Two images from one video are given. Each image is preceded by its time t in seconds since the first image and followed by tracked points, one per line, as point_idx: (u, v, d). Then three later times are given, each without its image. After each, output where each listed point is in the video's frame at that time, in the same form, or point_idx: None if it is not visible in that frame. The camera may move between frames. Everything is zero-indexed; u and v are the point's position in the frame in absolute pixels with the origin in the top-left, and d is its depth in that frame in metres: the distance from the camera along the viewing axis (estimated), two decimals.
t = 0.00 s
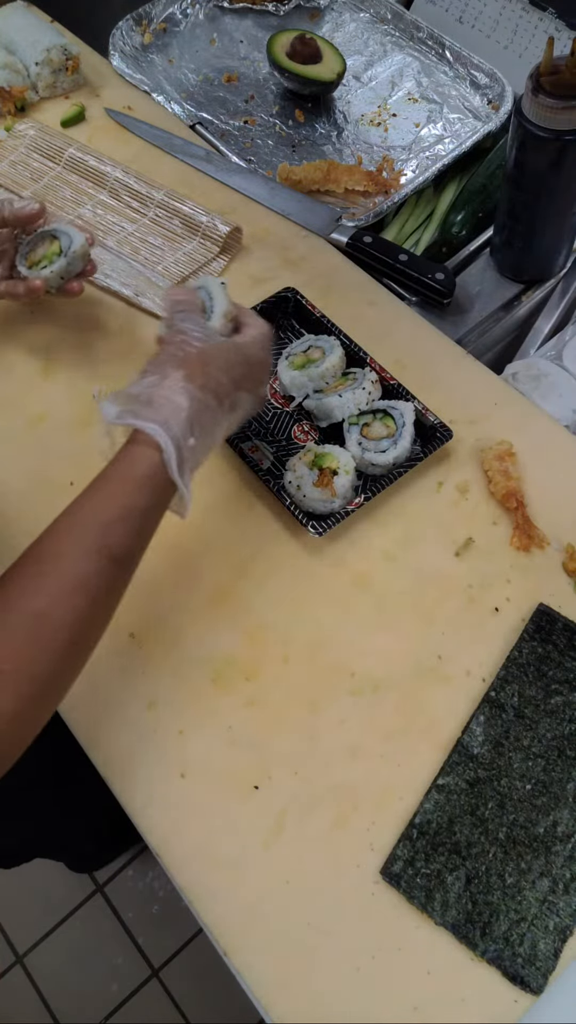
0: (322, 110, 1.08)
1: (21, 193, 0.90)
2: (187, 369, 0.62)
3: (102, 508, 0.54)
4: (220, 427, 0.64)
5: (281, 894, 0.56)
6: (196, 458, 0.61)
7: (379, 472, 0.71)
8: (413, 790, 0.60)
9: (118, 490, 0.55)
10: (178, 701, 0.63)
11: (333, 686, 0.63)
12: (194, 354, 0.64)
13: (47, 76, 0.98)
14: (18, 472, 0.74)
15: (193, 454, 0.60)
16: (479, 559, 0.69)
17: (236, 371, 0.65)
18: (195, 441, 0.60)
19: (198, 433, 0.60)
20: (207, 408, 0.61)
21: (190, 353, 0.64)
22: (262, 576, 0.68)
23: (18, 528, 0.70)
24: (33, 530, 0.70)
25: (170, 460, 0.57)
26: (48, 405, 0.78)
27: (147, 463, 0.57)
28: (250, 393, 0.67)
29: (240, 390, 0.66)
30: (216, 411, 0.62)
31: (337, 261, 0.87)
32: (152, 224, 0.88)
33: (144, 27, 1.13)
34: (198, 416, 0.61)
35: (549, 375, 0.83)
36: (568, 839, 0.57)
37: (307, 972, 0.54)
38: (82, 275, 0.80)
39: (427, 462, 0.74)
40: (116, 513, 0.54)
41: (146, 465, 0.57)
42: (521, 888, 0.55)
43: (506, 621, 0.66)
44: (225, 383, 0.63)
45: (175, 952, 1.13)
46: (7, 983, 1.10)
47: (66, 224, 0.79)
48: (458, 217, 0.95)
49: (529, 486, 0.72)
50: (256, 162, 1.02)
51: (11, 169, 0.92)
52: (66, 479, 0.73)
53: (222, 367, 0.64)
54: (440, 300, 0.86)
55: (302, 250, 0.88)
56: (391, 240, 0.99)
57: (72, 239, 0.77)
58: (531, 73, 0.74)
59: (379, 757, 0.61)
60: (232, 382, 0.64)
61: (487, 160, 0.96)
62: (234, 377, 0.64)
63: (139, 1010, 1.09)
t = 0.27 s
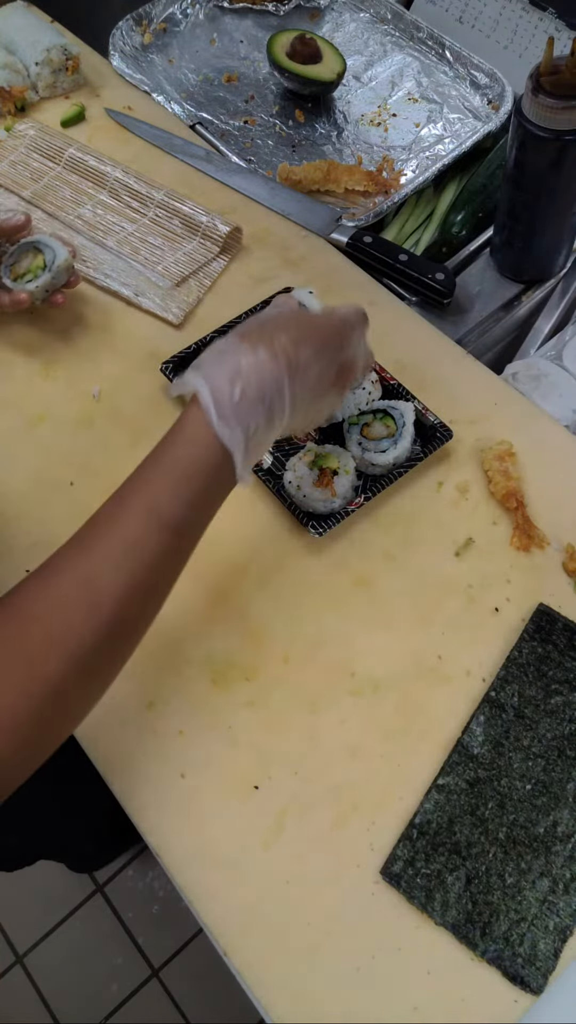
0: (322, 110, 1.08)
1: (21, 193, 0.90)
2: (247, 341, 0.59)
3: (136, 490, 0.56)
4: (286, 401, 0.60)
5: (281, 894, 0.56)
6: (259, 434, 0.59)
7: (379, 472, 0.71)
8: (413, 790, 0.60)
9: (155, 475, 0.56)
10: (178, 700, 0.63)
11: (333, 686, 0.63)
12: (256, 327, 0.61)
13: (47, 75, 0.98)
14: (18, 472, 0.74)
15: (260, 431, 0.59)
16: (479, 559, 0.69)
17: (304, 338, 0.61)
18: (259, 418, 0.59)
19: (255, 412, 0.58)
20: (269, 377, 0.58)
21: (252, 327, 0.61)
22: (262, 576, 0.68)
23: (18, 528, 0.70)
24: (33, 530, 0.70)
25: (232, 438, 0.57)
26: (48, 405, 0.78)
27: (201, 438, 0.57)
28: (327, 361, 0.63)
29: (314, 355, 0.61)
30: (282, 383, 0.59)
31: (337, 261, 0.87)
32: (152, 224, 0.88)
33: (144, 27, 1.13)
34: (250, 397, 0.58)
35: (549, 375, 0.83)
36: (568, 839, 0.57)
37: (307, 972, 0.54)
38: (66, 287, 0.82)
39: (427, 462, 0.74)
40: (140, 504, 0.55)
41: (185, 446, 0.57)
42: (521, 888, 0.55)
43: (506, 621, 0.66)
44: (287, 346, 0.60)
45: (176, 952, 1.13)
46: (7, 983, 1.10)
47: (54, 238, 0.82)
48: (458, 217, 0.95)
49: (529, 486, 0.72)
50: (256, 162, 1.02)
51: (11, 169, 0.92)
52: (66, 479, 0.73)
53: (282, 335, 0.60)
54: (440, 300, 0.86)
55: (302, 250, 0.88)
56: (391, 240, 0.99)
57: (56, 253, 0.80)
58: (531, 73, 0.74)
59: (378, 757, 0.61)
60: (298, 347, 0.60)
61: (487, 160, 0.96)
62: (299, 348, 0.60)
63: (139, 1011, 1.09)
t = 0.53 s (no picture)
0: (322, 110, 1.08)
1: (21, 193, 0.90)
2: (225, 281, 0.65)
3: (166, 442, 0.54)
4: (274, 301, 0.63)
5: (281, 894, 0.56)
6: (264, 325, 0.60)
7: (379, 472, 0.71)
8: (413, 790, 0.60)
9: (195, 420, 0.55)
10: (178, 700, 0.63)
11: (333, 686, 0.63)
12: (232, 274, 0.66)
13: (47, 76, 0.98)
14: (17, 472, 0.74)
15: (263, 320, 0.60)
16: (479, 559, 0.69)
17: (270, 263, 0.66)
18: (254, 310, 0.60)
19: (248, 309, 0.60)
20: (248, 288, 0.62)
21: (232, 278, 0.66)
22: (262, 577, 0.68)
23: (17, 528, 0.70)
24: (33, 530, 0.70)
25: (239, 329, 0.58)
26: (47, 405, 0.78)
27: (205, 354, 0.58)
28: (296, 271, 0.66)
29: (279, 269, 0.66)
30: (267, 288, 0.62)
31: (337, 260, 0.87)
32: (152, 224, 0.88)
33: (144, 27, 1.13)
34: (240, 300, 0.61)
35: (549, 375, 0.83)
36: (568, 840, 0.57)
37: (307, 972, 0.54)
38: (58, 299, 0.81)
39: (427, 462, 0.74)
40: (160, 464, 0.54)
41: (217, 408, 0.56)
42: (521, 888, 0.55)
43: (506, 621, 0.66)
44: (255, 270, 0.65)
45: (176, 952, 1.13)
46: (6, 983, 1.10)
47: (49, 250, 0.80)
48: (458, 217, 0.95)
49: (529, 486, 0.72)
50: (256, 163, 1.02)
51: (11, 169, 0.92)
52: (66, 479, 0.73)
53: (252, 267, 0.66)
54: (440, 300, 0.86)
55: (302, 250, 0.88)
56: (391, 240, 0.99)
57: (47, 267, 0.78)
58: (531, 73, 0.74)
59: (378, 757, 0.61)
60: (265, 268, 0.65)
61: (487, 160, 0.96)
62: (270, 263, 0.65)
63: (139, 1011, 1.09)
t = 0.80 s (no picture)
0: (322, 110, 1.08)
1: (21, 193, 0.90)
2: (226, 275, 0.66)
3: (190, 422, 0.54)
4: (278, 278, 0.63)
5: (281, 894, 0.56)
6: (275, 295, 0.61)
7: (379, 472, 0.71)
8: (413, 790, 0.60)
9: (211, 402, 0.55)
10: (178, 701, 0.63)
11: (333, 686, 0.63)
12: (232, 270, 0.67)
13: (47, 76, 0.98)
14: (17, 472, 0.74)
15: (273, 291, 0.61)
16: (479, 559, 0.69)
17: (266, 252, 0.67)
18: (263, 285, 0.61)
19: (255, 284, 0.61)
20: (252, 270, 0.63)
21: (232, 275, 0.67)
22: (262, 577, 0.68)
23: (17, 529, 0.70)
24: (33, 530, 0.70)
25: (250, 301, 0.59)
26: (47, 405, 0.78)
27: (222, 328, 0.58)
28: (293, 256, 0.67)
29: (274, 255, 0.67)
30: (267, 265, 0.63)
31: (337, 260, 0.87)
32: (152, 223, 0.88)
33: (144, 27, 1.13)
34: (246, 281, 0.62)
35: (549, 375, 0.83)
36: (568, 840, 0.57)
37: (307, 972, 0.54)
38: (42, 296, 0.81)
39: (427, 462, 0.74)
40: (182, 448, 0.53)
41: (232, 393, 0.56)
42: (521, 888, 0.55)
43: (506, 621, 0.66)
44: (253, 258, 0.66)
45: (176, 952, 1.13)
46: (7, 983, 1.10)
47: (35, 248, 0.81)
48: (458, 217, 0.95)
49: (529, 486, 0.72)
50: (256, 163, 1.02)
51: (11, 169, 0.92)
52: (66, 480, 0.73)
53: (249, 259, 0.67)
54: (440, 300, 0.86)
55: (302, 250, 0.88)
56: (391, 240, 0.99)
57: (29, 261, 0.78)
58: (531, 73, 0.74)
59: (378, 757, 0.61)
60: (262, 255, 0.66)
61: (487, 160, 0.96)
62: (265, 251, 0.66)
63: (139, 1010, 1.09)
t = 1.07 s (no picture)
0: (322, 110, 1.08)
1: (21, 193, 0.90)
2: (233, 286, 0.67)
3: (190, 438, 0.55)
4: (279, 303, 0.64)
5: (281, 894, 0.56)
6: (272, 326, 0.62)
7: (379, 472, 0.71)
8: (413, 790, 0.60)
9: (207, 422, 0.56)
10: (178, 701, 0.63)
11: (333, 686, 0.63)
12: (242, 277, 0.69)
13: (47, 76, 0.98)
14: (17, 472, 0.74)
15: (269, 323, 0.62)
16: (479, 559, 0.69)
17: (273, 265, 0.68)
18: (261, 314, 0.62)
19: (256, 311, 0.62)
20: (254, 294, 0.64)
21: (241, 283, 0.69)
22: (262, 577, 0.68)
23: (17, 529, 0.70)
24: (32, 530, 0.70)
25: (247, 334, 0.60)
26: (47, 405, 0.78)
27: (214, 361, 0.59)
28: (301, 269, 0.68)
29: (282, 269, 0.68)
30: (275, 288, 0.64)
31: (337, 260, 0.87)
32: (152, 223, 0.88)
33: (144, 27, 1.13)
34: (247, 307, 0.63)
35: (549, 375, 0.83)
36: (568, 839, 0.57)
37: (307, 972, 0.54)
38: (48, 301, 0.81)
39: (427, 462, 0.74)
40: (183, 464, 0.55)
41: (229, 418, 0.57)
42: (521, 888, 0.55)
43: (506, 621, 0.66)
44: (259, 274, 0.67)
45: (176, 951, 1.13)
46: (6, 983, 1.10)
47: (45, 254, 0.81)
48: (458, 217, 0.95)
49: (529, 485, 0.72)
50: (256, 163, 1.02)
51: (11, 169, 0.92)
52: (66, 480, 0.73)
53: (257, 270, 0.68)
54: (440, 300, 0.86)
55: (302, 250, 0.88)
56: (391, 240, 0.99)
57: (41, 266, 0.78)
58: (531, 73, 0.74)
59: (378, 757, 0.61)
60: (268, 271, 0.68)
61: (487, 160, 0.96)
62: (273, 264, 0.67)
63: (139, 1010, 1.09)
